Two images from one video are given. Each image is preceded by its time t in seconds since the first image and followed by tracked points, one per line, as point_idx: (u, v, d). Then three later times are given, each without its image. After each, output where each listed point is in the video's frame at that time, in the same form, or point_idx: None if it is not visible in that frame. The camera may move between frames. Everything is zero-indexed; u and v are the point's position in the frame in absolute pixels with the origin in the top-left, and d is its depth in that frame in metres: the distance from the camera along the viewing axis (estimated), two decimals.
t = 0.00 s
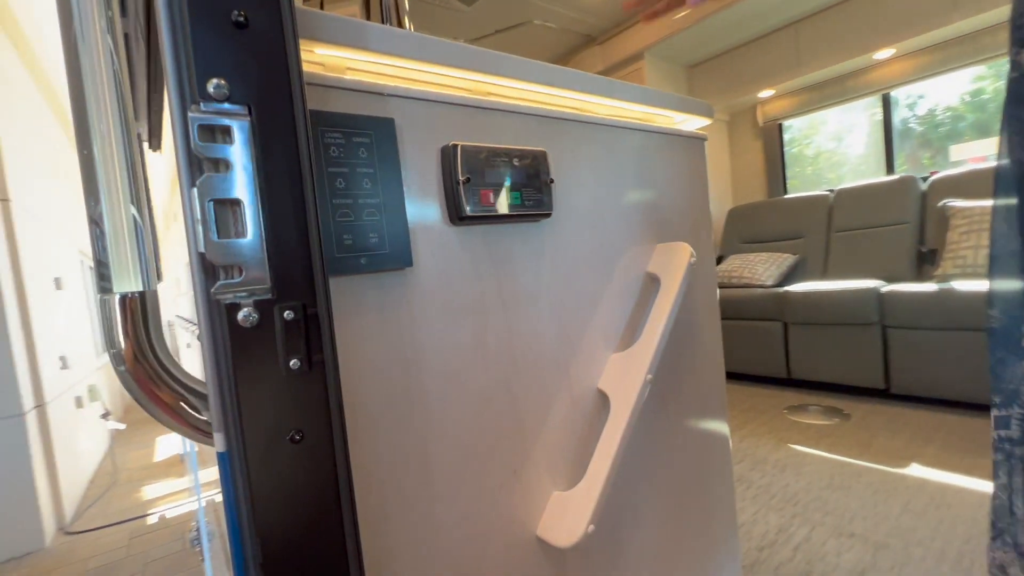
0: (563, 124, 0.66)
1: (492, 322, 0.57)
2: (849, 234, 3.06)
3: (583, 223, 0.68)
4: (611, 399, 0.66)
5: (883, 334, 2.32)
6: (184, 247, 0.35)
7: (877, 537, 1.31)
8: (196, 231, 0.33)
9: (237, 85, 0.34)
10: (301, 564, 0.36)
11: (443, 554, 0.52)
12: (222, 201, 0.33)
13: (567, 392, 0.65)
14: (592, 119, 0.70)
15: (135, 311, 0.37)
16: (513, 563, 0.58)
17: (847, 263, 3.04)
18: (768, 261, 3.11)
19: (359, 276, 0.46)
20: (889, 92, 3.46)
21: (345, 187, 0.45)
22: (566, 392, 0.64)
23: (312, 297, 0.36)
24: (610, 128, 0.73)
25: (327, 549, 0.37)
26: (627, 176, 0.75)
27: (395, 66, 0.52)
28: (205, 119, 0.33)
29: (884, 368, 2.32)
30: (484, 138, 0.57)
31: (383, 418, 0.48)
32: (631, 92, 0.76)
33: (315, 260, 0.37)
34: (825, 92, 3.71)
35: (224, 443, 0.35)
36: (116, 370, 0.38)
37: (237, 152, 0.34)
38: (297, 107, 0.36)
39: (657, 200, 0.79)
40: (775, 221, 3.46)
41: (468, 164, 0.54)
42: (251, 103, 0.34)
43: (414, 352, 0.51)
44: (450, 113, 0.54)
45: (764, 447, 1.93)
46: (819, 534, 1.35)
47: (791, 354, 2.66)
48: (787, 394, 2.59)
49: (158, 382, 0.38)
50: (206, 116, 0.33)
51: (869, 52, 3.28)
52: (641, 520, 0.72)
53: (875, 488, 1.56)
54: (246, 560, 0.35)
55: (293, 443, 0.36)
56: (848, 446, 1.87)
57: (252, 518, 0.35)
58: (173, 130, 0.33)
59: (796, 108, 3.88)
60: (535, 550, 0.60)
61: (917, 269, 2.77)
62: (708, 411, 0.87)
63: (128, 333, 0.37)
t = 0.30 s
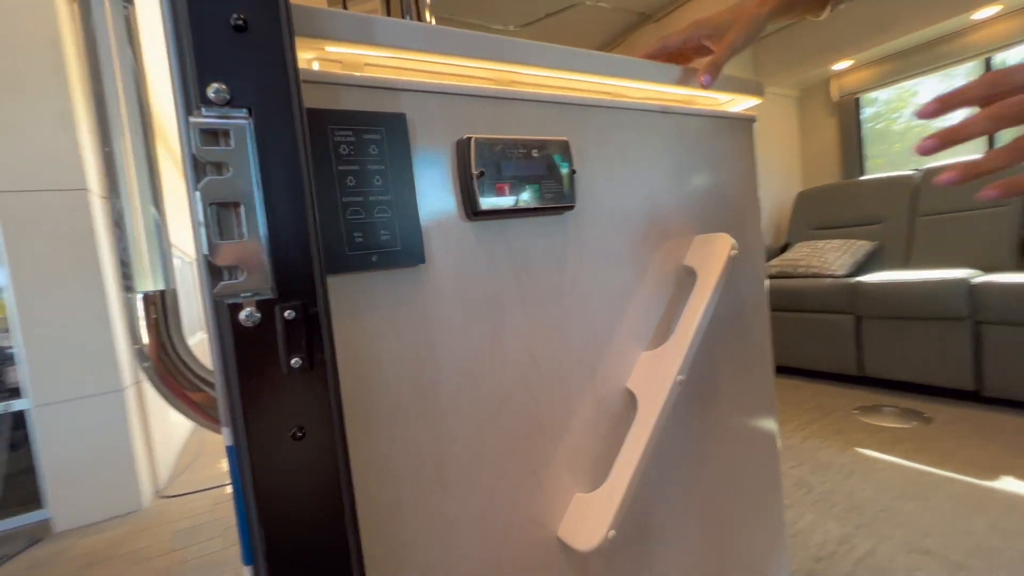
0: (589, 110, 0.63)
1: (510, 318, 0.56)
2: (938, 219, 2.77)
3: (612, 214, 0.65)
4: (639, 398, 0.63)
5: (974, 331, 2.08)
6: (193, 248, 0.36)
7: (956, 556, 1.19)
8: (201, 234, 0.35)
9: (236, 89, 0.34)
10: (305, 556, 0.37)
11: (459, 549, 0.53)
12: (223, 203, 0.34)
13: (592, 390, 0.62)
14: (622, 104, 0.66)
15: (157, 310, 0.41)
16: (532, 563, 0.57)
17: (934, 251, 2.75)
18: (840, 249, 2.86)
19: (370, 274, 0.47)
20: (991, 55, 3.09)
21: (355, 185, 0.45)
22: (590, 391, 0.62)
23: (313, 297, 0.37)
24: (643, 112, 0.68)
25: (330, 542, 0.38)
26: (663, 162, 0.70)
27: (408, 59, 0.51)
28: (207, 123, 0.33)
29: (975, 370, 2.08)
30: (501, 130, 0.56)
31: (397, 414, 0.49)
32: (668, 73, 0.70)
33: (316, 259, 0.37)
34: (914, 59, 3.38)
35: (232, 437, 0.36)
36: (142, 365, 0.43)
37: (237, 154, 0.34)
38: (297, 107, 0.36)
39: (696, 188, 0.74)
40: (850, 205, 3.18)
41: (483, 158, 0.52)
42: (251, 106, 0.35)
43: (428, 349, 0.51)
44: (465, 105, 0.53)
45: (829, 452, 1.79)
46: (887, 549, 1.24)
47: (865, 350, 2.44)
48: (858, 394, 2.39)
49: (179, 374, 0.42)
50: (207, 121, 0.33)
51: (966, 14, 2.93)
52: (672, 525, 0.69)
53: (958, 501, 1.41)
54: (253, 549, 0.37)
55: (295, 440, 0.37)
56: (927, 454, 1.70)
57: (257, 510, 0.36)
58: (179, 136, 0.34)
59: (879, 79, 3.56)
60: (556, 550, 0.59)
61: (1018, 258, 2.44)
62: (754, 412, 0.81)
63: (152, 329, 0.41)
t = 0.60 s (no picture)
0: (614, 99, 0.61)
1: (527, 314, 0.55)
2: None
3: (637, 206, 0.62)
4: (663, 398, 0.61)
5: None
6: (211, 247, 0.38)
7: None
8: (215, 233, 0.36)
9: (245, 93, 0.35)
10: (314, 542, 0.39)
11: (473, 544, 0.53)
12: (234, 203, 0.35)
13: (614, 388, 0.61)
14: (650, 92, 0.63)
15: (181, 304, 0.42)
16: (548, 561, 0.57)
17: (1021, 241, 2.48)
18: (909, 241, 2.64)
19: (384, 270, 0.48)
20: None
21: (369, 182, 0.46)
22: (612, 389, 0.61)
23: (321, 294, 0.38)
24: (674, 99, 0.65)
25: (338, 529, 0.40)
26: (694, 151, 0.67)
27: (425, 54, 0.51)
28: (218, 126, 0.35)
29: None
30: (519, 123, 0.55)
31: (411, 407, 0.49)
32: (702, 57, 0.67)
33: (322, 257, 0.38)
34: (1007, 27, 3.10)
35: (245, 427, 0.38)
36: (169, 359, 0.44)
37: (247, 155, 0.35)
38: (302, 108, 0.37)
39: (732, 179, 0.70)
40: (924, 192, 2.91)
41: (499, 153, 0.52)
42: (260, 108, 0.36)
43: (443, 344, 0.51)
44: (482, 98, 0.53)
45: (887, 459, 1.67)
46: (951, 567, 1.14)
47: (935, 351, 2.24)
48: (926, 398, 2.21)
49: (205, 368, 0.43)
50: (218, 123, 0.34)
51: None
52: (698, 530, 0.66)
53: None
54: (266, 535, 0.38)
55: (303, 431, 0.38)
56: (1003, 465, 1.55)
57: (268, 497, 0.37)
58: (195, 138, 0.36)
59: (965, 52, 3.28)
60: (573, 550, 0.58)
61: None
62: (795, 416, 0.77)
63: (178, 323, 0.43)
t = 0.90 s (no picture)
0: (627, 97, 0.60)
1: (536, 315, 0.55)
2: None
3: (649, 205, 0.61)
4: (675, 400, 0.60)
5: None
6: (221, 247, 0.39)
7: None
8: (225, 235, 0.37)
9: (253, 99, 0.36)
10: (319, 532, 0.40)
11: (480, 541, 0.53)
12: (243, 206, 0.37)
13: (624, 389, 0.60)
14: (666, 88, 0.62)
15: (199, 302, 0.44)
16: (556, 560, 0.57)
17: None
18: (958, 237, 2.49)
19: (393, 269, 0.49)
20: None
21: (377, 183, 0.47)
22: (622, 390, 0.60)
23: (325, 293, 0.39)
24: (691, 96, 0.64)
25: (342, 520, 0.41)
26: (712, 149, 0.65)
27: (434, 56, 0.51)
28: (227, 132, 0.36)
29: None
30: (529, 123, 0.55)
31: (418, 404, 0.50)
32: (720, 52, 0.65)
33: (326, 258, 0.39)
34: None
35: (254, 421, 0.39)
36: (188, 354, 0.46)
37: (255, 158, 0.37)
38: (307, 113, 0.38)
39: (750, 177, 0.69)
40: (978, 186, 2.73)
41: (507, 154, 0.52)
42: (268, 114, 0.37)
43: (450, 342, 0.51)
44: (490, 97, 0.53)
45: (927, 467, 1.60)
46: None
47: (985, 355, 2.11)
48: (974, 404, 2.09)
49: (222, 362, 0.45)
50: (227, 129, 0.36)
51: None
52: (712, 535, 0.65)
53: None
54: (274, 525, 0.40)
55: (309, 426, 0.40)
56: None
57: (275, 488, 0.39)
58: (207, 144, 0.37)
59: None
60: (581, 550, 0.58)
61: None
62: (820, 420, 0.74)
63: (196, 319, 0.45)
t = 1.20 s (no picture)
0: (642, 98, 0.60)
1: (547, 315, 0.56)
2: None
3: (662, 206, 0.62)
4: (688, 400, 0.60)
5: None
6: (243, 249, 0.40)
7: None
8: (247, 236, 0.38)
9: (274, 105, 0.37)
10: (335, 527, 0.41)
11: (493, 538, 0.54)
12: (263, 209, 0.38)
13: (637, 390, 0.60)
14: (681, 89, 0.62)
15: (221, 301, 0.46)
16: (569, 558, 0.57)
17: None
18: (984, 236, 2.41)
19: (409, 270, 0.49)
20: None
21: (393, 185, 0.48)
22: (635, 390, 0.60)
23: (342, 293, 0.40)
24: (705, 96, 0.64)
25: (358, 515, 0.42)
26: (727, 149, 0.65)
27: (448, 59, 0.52)
28: (248, 136, 0.37)
29: None
30: (543, 124, 0.55)
31: (432, 403, 0.51)
32: (735, 52, 0.65)
33: (343, 259, 0.40)
34: None
35: (274, 417, 0.40)
36: (210, 352, 0.47)
37: (276, 162, 0.38)
38: (326, 117, 0.39)
39: (766, 176, 0.68)
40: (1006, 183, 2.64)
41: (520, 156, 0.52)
42: (287, 119, 0.38)
43: (464, 342, 0.52)
44: (503, 99, 0.53)
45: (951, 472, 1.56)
46: None
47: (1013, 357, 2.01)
48: (1001, 407, 2.03)
49: (243, 360, 0.46)
50: (249, 134, 0.37)
51: None
52: (727, 535, 0.65)
53: None
54: (293, 519, 0.41)
55: (327, 422, 0.41)
56: None
57: (294, 482, 0.40)
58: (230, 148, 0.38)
59: None
60: (594, 549, 0.58)
61: None
62: (837, 422, 0.73)
63: (218, 318, 0.46)
